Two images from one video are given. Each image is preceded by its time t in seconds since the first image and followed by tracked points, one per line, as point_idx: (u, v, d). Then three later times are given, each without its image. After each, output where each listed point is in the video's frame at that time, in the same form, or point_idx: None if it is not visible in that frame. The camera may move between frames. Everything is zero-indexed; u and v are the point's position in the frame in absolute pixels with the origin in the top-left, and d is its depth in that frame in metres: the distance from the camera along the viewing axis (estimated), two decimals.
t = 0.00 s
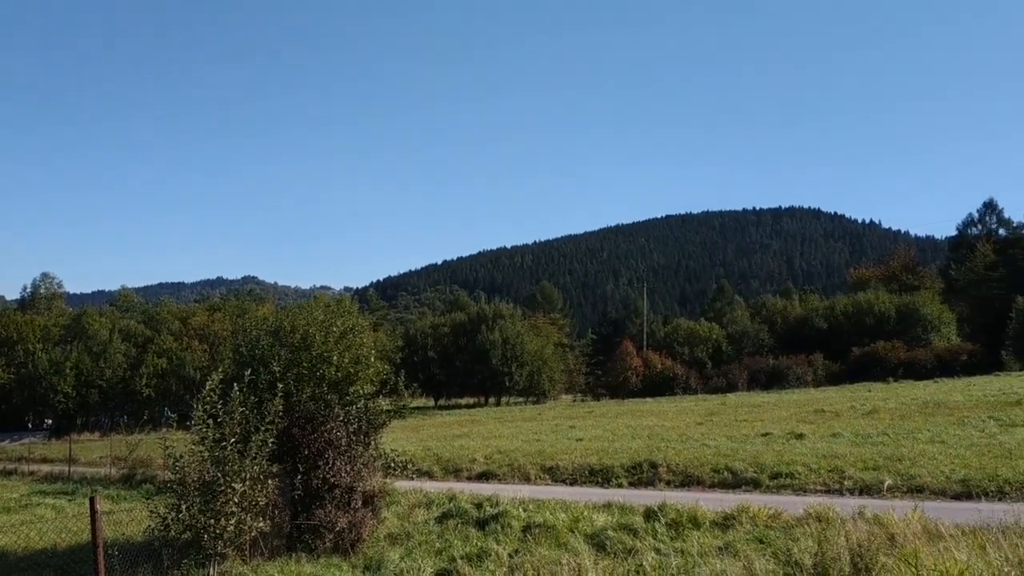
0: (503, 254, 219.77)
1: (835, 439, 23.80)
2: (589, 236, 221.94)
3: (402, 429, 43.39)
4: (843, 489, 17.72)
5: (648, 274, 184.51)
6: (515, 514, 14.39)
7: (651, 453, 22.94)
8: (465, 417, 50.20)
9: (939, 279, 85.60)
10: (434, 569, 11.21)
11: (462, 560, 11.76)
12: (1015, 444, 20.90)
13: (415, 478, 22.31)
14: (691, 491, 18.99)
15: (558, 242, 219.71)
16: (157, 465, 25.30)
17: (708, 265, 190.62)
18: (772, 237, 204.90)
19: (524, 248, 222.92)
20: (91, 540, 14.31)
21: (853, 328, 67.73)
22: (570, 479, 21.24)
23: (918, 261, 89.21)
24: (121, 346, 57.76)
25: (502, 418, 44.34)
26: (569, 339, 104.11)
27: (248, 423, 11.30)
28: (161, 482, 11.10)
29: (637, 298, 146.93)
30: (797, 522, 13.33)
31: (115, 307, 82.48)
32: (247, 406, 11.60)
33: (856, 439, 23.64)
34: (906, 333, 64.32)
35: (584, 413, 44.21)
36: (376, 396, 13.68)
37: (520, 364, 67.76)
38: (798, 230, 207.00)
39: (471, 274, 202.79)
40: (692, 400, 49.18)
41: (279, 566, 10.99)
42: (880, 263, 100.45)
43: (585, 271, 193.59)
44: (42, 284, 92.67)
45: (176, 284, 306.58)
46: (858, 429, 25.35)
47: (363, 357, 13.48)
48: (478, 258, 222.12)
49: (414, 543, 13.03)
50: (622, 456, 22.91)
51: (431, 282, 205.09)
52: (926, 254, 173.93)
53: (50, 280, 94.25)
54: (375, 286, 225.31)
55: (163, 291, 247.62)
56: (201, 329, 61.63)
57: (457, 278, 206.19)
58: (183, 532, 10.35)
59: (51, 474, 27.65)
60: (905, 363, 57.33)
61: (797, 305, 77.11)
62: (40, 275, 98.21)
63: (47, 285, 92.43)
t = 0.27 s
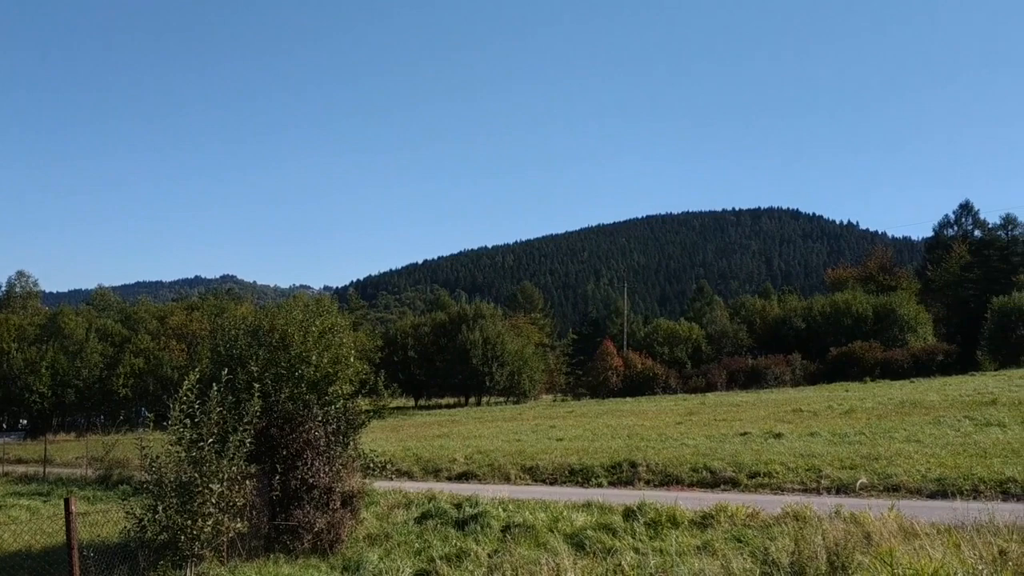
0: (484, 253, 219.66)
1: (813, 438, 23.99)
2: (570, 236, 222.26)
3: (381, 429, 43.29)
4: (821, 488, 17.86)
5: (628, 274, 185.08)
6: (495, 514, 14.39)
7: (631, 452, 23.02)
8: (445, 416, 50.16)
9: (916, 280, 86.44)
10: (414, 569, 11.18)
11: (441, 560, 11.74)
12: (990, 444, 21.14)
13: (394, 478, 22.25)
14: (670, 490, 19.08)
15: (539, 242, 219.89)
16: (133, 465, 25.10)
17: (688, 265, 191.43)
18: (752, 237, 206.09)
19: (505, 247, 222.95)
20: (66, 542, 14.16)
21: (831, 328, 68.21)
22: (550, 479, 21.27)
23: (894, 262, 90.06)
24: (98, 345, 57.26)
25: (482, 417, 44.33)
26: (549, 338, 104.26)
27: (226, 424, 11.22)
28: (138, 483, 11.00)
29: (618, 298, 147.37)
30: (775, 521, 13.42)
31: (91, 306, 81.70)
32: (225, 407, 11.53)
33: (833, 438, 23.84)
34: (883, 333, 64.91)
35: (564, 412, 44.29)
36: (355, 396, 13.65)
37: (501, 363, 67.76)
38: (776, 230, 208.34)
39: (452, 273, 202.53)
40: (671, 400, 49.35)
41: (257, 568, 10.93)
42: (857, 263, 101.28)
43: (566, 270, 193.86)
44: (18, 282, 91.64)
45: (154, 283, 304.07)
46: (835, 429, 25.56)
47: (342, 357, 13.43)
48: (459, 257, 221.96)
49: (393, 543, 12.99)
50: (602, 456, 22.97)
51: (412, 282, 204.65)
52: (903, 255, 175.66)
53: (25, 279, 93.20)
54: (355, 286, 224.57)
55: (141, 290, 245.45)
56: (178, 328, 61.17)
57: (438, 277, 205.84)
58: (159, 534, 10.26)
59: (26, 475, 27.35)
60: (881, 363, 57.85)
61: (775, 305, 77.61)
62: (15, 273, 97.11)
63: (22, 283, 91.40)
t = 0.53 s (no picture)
0: (464, 252, 219.45)
1: (790, 437, 24.16)
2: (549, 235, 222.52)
3: (360, 428, 43.17)
4: (797, 486, 17.99)
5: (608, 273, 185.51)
6: (473, 513, 14.38)
7: (609, 451, 23.09)
8: (424, 416, 50.05)
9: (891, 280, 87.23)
10: (391, 568, 11.17)
11: (419, 560, 11.73)
12: (963, 442, 21.39)
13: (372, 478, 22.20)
14: (648, 488, 19.15)
15: (519, 241, 219.96)
16: (108, 465, 24.87)
17: (666, 265, 192.14)
18: (730, 237, 207.21)
19: (484, 246, 222.83)
20: (38, 543, 14.00)
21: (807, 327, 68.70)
22: (529, 478, 21.29)
23: (870, 262, 90.82)
24: (72, 344, 56.74)
25: (460, 417, 44.29)
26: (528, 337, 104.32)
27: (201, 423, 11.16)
28: (112, 483, 10.92)
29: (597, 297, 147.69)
30: (751, 519, 13.51)
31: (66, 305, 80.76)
32: (201, 406, 11.46)
33: (810, 436, 24.03)
34: (859, 332, 65.47)
35: (543, 411, 44.33)
36: (333, 396, 13.61)
37: (480, 363, 67.72)
38: (754, 230, 209.60)
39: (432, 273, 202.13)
40: (650, 398, 49.53)
41: (233, 568, 10.87)
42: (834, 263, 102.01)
43: (545, 269, 194.03)
44: None
45: (131, 282, 301.20)
46: (812, 427, 25.75)
47: (320, 356, 13.37)
48: (438, 256, 221.58)
49: (371, 543, 12.96)
50: (581, 454, 23.02)
51: (392, 280, 204.09)
52: (879, 255, 177.35)
53: None
54: (334, 285, 223.64)
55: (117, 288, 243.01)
56: (154, 327, 60.64)
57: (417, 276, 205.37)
58: (134, 534, 10.19)
59: None
60: (857, 362, 58.36)
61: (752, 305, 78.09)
62: None
63: None
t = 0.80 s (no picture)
0: (444, 252, 219.18)
1: (767, 436, 24.31)
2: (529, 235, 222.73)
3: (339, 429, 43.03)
4: (774, 485, 18.12)
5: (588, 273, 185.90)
6: (451, 513, 14.38)
7: (588, 451, 23.15)
8: (403, 416, 49.92)
9: (868, 280, 87.99)
10: (369, 569, 11.16)
11: (397, 560, 11.72)
12: (937, 442, 21.62)
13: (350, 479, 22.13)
14: (626, 488, 19.22)
15: (499, 241, 220.02)
16: (84, 467, 24.64)
17: (646, 265, 192.79)
18: (709, 238, 208.26)
19: (465, 246, 222.72)
20: (11, 545, 13.84)
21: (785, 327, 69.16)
22: (508, 478, 21.31)
23: (847, 263, 91.58)
24: (47, 344, 56.34)
25: (439, 417, 44.27)
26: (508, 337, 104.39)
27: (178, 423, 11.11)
28: (87, 484, 10.85)
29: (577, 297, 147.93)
30: (728, 519, 13.59)
31: (41, 304, 79.89)
32: (177, 407, 11.40)
33: (786, 436, 24.21)
34: (836, 332, 66.00)
35: (522, 411, 44.40)
36: (311, 396, 13.57)
37: (460, 363, 67.67)
38: (732, 231, 210.80)
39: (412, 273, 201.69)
40: (629, 398, 49.68)
41: (209, 570, 10.82)
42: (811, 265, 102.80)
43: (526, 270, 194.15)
44: None
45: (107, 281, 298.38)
46: (789, 427, 25.93)
47: (297, 356, 13.32)
48: (418, 256, 221.19)
49: (349, 543, 12.93)
50: (560, 455, 23.06)
51: (372, 280, 203.45)
52: (855, 256, 178.98)
53: None
54: (313, 284, 222.66)
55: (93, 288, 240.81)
56: (131, 326, 60.13)
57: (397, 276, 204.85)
58: (109, 536, 10.13)
59: None
60: (834, 362, 58.87)
61: (731, 305, 78.54)
62: None
63: None
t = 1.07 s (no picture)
0: (424, 253, 218.73)
1: (744, 437, 24.46)
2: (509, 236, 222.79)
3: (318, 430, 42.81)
4: (751, 485, 18.23)
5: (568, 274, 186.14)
6: (430, 515, 14.37)
7: (567, 452, 23.19)
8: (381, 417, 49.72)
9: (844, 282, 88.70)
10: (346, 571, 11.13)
11: (375, 562, 11.69)
12: (912, 442, 21.84)
13: (328, 480, 22.04)
14: (605, 489, 19.27)
15: (479, 242, 219.90)
16: (57, 469, 24.35)
17: (625, 266, 193.34)
18: (687, 239, 209.19)
19: (445, 247, 222.45)
20: None
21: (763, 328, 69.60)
22: (487, 479, 21.31)
23: (824, 265, 92.29)
24: (21, 345, 55.95)
25: (418, 418, 44.19)
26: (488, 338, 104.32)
27: (154, 425, 11.03)
28: (61, 486, 10.75)
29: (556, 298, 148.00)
30: (706, 519, 13.66)
31: (15, 305, 78.98)
32: (152, 408, 11.32)
33: (763, 436, 24.37)
34: (813, 333, 66.49)
35: (502, 412, 44.40)
36: (288, 397, 13.50)
37: (439, 364, 67.53)
38: (711, 232, 211.82)
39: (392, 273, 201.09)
40: (608, 399, 49.76)
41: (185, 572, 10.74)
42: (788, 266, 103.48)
43: (506, 271, 194.10)
44: None
45: (83, 281, 295.59)
46: (766, 427, 26.09)
47: (274, 357, 13.24)
48: (398, 257, 220.60)
49: (326, 546, 12.87)
50: (539, 455, 23.08)
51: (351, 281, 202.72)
52: (832, 258, 180.48)
53: None
54: (292, 285, 221.51)
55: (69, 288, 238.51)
56: (106, 327, 59.55)
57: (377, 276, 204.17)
58: (83, 539, 10.04)
59: None
60: (811, 363, 59.30)
61: (709, 306, 78.93)
62: None
63: None
